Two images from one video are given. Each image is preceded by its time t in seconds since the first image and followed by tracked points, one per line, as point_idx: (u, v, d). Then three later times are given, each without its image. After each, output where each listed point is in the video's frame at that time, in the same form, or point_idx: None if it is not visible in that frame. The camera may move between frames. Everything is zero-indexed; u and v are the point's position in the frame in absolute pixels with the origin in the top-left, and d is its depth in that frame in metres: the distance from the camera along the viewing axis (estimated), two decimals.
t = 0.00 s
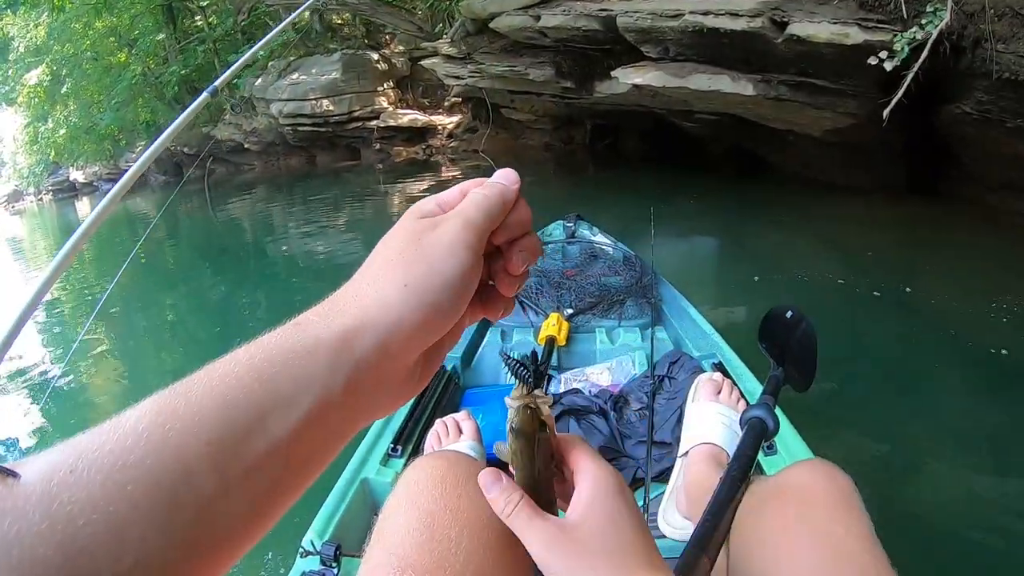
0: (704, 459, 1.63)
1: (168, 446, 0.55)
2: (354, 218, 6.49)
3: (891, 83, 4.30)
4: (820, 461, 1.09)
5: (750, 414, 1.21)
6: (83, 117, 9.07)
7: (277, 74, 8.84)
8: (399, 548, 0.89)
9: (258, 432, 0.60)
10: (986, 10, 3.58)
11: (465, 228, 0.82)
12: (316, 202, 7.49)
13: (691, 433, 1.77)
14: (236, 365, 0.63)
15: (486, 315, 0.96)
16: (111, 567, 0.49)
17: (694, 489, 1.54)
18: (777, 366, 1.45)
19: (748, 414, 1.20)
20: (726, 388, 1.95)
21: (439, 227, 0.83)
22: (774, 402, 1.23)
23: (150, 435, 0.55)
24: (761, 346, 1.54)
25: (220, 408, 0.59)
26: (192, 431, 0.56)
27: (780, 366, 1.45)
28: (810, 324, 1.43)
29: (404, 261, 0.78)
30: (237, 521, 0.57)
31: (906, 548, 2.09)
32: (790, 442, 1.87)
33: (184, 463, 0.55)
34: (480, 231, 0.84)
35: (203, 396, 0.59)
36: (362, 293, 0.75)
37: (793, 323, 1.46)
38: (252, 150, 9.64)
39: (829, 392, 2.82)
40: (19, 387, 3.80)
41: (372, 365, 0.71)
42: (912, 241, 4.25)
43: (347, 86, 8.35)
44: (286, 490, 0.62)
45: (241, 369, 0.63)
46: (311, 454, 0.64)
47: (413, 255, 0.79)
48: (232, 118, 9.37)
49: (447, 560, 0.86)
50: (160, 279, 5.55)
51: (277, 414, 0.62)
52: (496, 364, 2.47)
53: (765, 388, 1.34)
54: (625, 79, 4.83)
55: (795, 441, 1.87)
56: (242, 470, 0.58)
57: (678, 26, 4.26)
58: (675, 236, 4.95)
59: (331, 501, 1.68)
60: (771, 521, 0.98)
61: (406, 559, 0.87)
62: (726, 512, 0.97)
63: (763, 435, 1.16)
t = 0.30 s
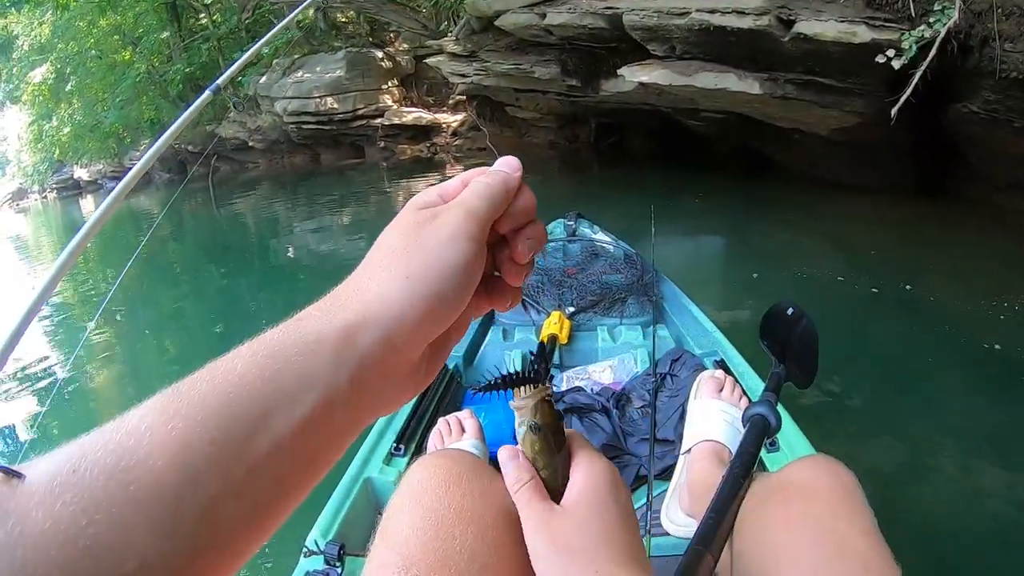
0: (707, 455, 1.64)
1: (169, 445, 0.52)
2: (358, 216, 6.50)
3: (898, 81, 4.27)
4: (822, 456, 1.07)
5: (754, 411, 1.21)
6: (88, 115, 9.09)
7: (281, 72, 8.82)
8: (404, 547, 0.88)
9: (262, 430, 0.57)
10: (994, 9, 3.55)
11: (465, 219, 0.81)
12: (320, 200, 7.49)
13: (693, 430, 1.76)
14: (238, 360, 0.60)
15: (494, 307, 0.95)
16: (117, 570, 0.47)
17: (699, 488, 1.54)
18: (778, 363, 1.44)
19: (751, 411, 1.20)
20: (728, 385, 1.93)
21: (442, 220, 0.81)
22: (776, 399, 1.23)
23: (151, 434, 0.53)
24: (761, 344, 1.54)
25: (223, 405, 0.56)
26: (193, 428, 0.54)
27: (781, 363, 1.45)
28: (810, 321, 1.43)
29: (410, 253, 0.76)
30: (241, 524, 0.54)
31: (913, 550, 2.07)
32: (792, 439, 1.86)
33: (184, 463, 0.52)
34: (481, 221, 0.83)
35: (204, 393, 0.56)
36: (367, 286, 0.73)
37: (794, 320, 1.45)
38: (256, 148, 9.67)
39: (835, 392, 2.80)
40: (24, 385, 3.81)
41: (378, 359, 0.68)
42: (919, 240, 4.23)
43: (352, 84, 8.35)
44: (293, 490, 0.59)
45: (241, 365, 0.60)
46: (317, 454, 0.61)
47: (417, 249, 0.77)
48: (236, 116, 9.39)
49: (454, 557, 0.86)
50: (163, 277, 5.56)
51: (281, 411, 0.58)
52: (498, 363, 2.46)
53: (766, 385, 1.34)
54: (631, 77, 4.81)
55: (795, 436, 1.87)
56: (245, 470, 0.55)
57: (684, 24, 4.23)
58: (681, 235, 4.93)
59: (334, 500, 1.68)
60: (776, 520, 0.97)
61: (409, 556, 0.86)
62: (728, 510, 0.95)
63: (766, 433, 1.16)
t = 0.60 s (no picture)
0: (708, 454, 1.63)
1: (167, 445, 0.55)
2: (363, 213, 6.50)
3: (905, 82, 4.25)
4: (823, 454, 1.06)
5: (755, 409, 1.26)
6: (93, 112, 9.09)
7: (286, 70, 8.79)
8: (402, 544, 0.85)
9: (256, 428, 0.60)
10: (1004, 10, 3.52)
11: (441, 222, 0.86)
12: (324, 198, 7.48)
13: (694, 428, 1.76)
14: (230, 364, 0.64)
15: (456, 314, 0.98)
16: (121, 569, 0.49)
17: (700, 486, 1.54)
18: (779, 362, 1.43)
19: (751, 409, 1.25)
20: (729, 383, 1.92)
21: (419, 222, 0.87)
22: (777, 398, 1.28)
23: (148, 437, 0.55)
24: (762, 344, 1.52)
25: (218, 406, 0.59)
26: (191, 427, 0.57)
27: (782, 361, 1.44)
28: (812, 318, 1.42)
29: (390, 260, 0.81)
30: (238, 521, 0.57)
31: (918, 553, 2.06)
32: (794, 437, 1.85)
33: (183, 461, 0.55)
34: (455, 225, 0.88)
35: (198, 396, 0.59)
36: (352, 291, 0.77)
37: (795, 318, 1.44)
38: (262, 145, 9.69)
39: (840, 394, 2.78)
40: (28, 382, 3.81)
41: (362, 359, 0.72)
42: (925, 242, 4.20)
43: (358, 82, 8.38)
44: (289, 486, 0.62)
45: (234, 366, 0.63)
46: (310, 449, 0.64)
47: (397, 256, 0.82)
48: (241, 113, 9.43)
49: (453, 551, 0.83)
50: (168, 274, 5.57)
51: (276, 409, 0.62)
52: (499, 362, 2.45)
53: (766, 383, 1.33)
54: (637, 76, 4.79)
55: (797, 432, 1.86)
56: (243, 466, 0.58)
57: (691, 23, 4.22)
58: (686, 235, 4.90)
59: (336, 499, 1.67)
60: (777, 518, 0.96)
61: (409, 554, 0.83)
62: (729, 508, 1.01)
63: (766, 431, 1.20)
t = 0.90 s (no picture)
0: (708, 453, 1.62)
1: (158, 443, 0.52)
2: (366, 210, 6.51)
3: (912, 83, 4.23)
4: (823, 452, 1.06)
5: (754, 407, 1.18)
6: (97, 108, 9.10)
7: (291, 67, 8.80)
8: (402, 544, 0.85)
9: (252, 423, 0.56)
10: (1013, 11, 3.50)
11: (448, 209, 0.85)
12: (328, 195, 7.48)
13: (694, 428, 1.75)
14: (226, 354, 0.61)
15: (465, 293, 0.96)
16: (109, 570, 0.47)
17: (701, 485, 1.53)
18: (780, 361, 1.42)
19: (753, 408, 1.17)
20: (730, 382, 1.91)
21: (426, 207, 0.85)
22: (777, 398, 1.21)
23: (140, 433, 0.53)
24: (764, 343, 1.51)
25: (213, 400, 0.56)
26: (183, 425, 0.53)
27: (784, 360, 1.43)
28: (813, 317, 1.41)
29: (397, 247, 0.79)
30: (236, 520, 0.53)
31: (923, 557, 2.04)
32: (795, 436, 1.84)
33: (173, 458, 0.52)
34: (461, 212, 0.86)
35: (192, 389, 0.56)
36: (356, 277, 0.74)
37: (796, 317, 1.43)
38: (266, 141, 9.70)
39: (844, 395, 2.77)
40: (33, 377, 3.82)
41: (369, 348, 0.69)
42: (931, 244, 4.18)
43: (362, 79, 8.38)
44: (289, 485, 0.58)
45: (230, 358, 0.60)
46: (309, 445, 0.60)
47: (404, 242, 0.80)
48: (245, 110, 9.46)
49: (453, 553, 0.83)
50: (171, 270, 5.58)
51: (273, 401, 0.58)
52: (499, 361, 2.45)
53: (767, 383, 1.33)
54: (643, 75, 4.77)
55: (797, 431, 1.86)
56: (241, 463, 0.54)
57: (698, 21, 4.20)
58: (692, 235, 4.89)
59: (337, 497, 1.67)
60: (776, 514, 0.97)
61: (408, 554, 0.83)
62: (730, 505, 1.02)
63: (766, 430, 1.14)
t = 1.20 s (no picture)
0: (709, 451, 1.61)
1: (145, 427, 0.49)
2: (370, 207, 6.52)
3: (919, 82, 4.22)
4: (823, 451, 1.06)
5: (754, 405, 1.18)
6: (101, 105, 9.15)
7: (295, 64, 8.83)
8: (399, 542, 0.85)
9: (243, 405, 0.53)
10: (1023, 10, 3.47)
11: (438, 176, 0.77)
12: (332, 192, 7.49)
13: (694, 426, 1.74)
14: (215, 334, 0.58)
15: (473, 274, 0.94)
16: (102, 554, 0.45)
17: (700, 483, 1.52)
18: (780, 359, 1.41)
19: (753, 406, 1.17)
20: (730, 380, 1.90)
21: (414, 180, 0.77)
22: (777, 397, 1.20)
23: (130, 415, 0.50)
24: (764, 341, 1.50)
25: (202, 379, 0.53)
26: (170, 408, 0.51)
27: (784, 358, 1.42)
28: (813, 315, 1.41)
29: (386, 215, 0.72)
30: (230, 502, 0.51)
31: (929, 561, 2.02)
32: (795, 434, 1.84)
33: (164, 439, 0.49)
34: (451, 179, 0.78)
35: (179, 369, 0.53)
36: (345, 251, 0.69)
37: (796, 315, 1.43)
38: (271, 138, 9.73)
39: (850, 396, 2.74)
40: (36, 374, 3.82)
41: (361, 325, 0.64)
42: (938, 244, 4.15)
43: (367, 76, 8.35)
44: (282, 469, 0.55)
45: (220, 338, 0.57)
46: (304, 430, 0.57)
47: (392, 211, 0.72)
48: (250, 107, 9.50)
49: (450, 550, 0.82)
50: (175, 266, 5.61)
51: (261, 382, 0.55)
52: (499, 358, 2.44)
53: (767, 380, 1.32)
54: (650, 72, 4.76)
55: (797, 429, 1.85)
56: (232, 445, 0.52)
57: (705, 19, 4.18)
58: (696, 234, 4.86)
59: (335, 494, 1.67)
60: (775, 512, 0.97)
61: (406, 554, 0.82)
62: (731, 502, 1.00)
63: (767, 428, 1.14)
